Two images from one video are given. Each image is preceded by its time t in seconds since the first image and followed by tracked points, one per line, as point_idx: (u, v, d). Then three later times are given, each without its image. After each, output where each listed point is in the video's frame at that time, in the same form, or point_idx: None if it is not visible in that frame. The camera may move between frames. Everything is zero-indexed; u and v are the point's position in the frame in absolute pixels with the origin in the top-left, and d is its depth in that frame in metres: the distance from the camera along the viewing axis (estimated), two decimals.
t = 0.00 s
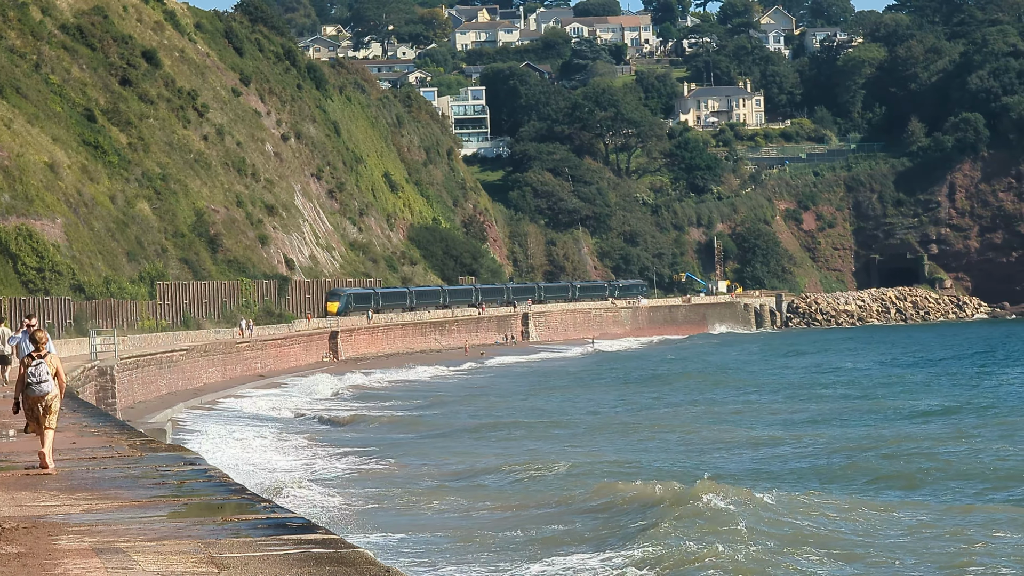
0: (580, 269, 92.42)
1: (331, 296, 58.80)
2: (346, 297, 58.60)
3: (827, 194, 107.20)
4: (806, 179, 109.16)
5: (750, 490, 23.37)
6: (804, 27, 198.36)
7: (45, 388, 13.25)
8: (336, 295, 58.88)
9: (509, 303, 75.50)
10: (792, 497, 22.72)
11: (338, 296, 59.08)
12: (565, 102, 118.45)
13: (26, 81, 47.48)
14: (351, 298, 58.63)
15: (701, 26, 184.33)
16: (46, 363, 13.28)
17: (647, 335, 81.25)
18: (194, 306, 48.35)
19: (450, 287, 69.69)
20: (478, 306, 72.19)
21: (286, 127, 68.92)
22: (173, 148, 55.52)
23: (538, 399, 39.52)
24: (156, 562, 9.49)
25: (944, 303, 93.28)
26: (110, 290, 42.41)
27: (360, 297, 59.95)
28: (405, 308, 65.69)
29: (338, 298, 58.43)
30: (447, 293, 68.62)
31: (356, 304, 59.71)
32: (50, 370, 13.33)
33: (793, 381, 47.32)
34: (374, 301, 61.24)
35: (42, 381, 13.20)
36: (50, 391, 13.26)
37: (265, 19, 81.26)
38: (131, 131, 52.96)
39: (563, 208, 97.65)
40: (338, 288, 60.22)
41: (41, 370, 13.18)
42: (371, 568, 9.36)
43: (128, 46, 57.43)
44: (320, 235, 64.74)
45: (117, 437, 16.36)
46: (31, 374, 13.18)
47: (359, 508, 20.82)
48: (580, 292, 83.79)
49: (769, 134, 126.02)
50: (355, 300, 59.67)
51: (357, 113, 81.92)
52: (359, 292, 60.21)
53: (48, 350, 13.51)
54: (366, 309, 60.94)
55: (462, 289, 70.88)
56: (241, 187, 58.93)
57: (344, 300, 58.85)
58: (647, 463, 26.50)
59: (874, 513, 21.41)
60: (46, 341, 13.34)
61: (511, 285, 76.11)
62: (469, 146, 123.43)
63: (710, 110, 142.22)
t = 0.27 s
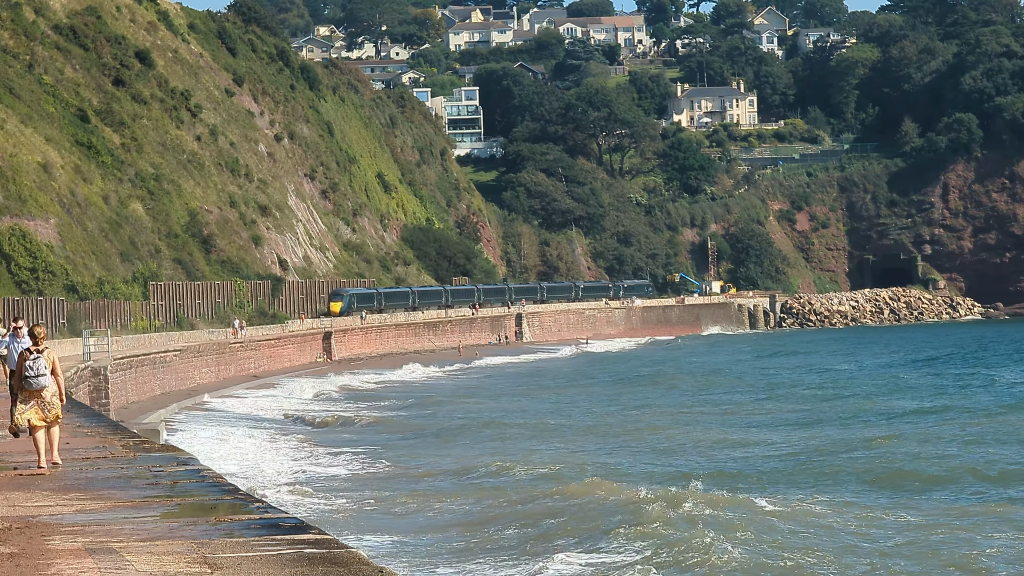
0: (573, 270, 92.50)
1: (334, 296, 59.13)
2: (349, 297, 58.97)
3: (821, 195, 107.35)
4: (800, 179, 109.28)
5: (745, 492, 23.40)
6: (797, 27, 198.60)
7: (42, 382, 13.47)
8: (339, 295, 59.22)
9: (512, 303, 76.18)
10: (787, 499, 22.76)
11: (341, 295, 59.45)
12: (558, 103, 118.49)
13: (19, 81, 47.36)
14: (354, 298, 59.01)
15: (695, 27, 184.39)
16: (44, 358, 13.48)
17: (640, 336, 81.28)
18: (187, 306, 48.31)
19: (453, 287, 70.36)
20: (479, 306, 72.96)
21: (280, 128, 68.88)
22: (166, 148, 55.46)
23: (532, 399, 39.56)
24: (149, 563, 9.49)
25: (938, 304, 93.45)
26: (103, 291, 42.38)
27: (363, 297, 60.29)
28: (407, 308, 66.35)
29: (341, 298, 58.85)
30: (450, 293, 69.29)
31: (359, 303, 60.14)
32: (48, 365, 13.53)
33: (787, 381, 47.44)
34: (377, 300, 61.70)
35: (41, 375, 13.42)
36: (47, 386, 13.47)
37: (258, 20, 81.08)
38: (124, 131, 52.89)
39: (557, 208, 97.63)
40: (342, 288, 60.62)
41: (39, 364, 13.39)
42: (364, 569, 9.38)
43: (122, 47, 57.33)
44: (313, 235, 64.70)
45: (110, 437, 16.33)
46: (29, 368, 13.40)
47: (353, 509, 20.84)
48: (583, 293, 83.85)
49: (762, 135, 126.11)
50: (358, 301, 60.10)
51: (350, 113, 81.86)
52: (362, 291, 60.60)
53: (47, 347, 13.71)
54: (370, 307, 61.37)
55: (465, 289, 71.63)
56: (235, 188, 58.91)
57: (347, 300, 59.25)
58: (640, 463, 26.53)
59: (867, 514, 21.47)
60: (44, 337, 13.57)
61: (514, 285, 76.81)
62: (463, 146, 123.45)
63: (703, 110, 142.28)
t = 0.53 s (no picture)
0: (566, 270, 92.61)
1: (337, 295, 59.48)
2: (351, 297, 59.40)
3: (814, 195, 107.55)
4: (793, 179, 109.47)
5: (738, 492, 23.47)
6: (790, 28, 198.88)
7: (40, 387, 13.58)
8: (342, 295, 59.57)
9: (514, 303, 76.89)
10: (779, 499, 22.82)
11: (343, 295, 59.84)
12: (552, 103, 118.58)
13: (12, 81, 47.30)
14: (356, 298, 59.45)
15: (688, 27, 184.58)
16: (42, 363, 13.62)
17: (634, 336, 81.40)
18: (180, 306, 48.29)
19: (454, 287, 71.05)
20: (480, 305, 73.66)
21: (273, 128, 68.85)
22: (159, 148, 55.41)
23: (525, 399, 39.61)
24: (142, 563, 9.51)
25: (931, 304, 93.62)
26: (96, 291, 42.35)
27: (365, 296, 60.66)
28: (408, 308, 66.98)
29: (343, 298, 59.33)
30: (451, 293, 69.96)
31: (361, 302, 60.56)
32: (47, 371, 13.67)
33: (780, 381, 47.58)
34: (378, 300, 62.22)
35: (39, 379, 13.55)
36: (45, 390, 13.58)
37: (251, 20, 80.98)
38: (117, 131, 52.85)
39: (550, 208, 97.72)
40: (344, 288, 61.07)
41: (38, 369, 13.53)
42: (357, 569, 9.43)
43: (115, 47, 57.28)
44: (307, 235, 64.67)
45: (103, 437, 16.34)
46: (28, 373, 13.52)
47: (346, 509, 20.85)
48: (587, 291, 84.22)
49: (755, 135, 126.31)
50: (360, 300, 60.50)
51: (343, 113, 81.87)
52: (364, 291, 61.06)
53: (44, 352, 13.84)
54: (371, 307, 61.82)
55: (466, 290, 72.35)
56: (228, 188, 58.90)
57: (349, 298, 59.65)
58: (633, 463, 26.59)
59: (861, 513, 21.54)
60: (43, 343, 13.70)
61: (516, 285, 77.49)
62: (456, 146, 123.49)
63: (696, 110, 142.46)
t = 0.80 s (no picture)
0: (557, 270, 92.65)
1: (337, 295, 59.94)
2: (351, 296, 59.93)
3: (804, 196, 107.79)
4: (783, 180, 109.66)
5: (729, 493, 23.52)
6: (781, 28, 199.18)
7: (32, 381, 13.57)
8: (342, 294, 60.05)
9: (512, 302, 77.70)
10: (769, 500, 22.88)
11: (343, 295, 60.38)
12: (542, 103, 118.63)
13: (2, 81, 47.19)
14: (356, 297, 60.00)
15: (679, 27, 184.75)
16: (33, 358, 13.57)
17: (625, 336, 81.50)
18: (171, 306, 48.23)
19: (453, 287, 71.78)
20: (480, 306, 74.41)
21: (264, 128, 68.80)
22: (151, 149, 55.38)
23: (517, 399, 39.69)
24: (132, 564, 9.51)
25: (921, 304, 93.86)
26: (86, 291, 42.29)
27: (364, 296, 61.12)
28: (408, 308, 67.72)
29: (343, 297, 59.85)
30: (450, 293, 70.72)
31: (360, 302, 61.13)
32: (38, 365, 13.63)
33: (770, 382, 47.72)
34: (378, 300, 62.90)
35: (31, 374, 13.52)
36: (37, 385, 13.57)
37: (242, 20, 80.83)
38: (108, 132, 52.78)
39: (541, 208, 97.76)
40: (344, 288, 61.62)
41: (30, 364, 13.49)
42: (348, 569, 9.46)
43: (105, 47, 57.18)
44: (297, 236, 64.62)
45: (94, 438, 16.34)
46: (20, 368, 13.49)
47: (336, 510, 20.85)
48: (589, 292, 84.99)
49: (746, 135, 126.50)
50: (360, 300, 61.06)
51: (334, 113, 81.84)
52: (364, 291, 61.64)
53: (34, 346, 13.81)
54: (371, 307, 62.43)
55: (465, 289, 73.11)
56: (219, 188, 58.87)
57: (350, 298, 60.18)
58: (624, 464, 26.64)
59: (850, 514, 21.60)
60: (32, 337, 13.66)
61: (515, 285, 78.28)
62: (447, 146, 123.51)
63: (687, 111, 142.60)
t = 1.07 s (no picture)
0: (547, 271, 92.70)
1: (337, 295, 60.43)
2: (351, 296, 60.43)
3: (794, 196, 108.04)
4: (773, 180, 109.90)
5: (718, 493, 23.60)
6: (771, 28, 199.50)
7: (14, 386, 13.56)
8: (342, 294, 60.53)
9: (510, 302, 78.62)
10: (759, 500, 22.97)
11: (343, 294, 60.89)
12: (532, 103, 118.68)
13: None
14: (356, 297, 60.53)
15: (669, 27, 184.94)
16: (16, 362, 13.58)
17: (615, 336, 81.59)
18: (161, 306, 48.18)
19: (450, 287, 72.57)
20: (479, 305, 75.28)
21: (254, 128, 68.75)
22: (140, 149, 55.29)
23: (507, 399, 39.74)
24: (122, 563, 9.53)
25: (911, 304, 94.15)
26: (76, 292, 42.24)
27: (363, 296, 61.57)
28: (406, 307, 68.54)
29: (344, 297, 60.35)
30: (446, 293, 71.52)
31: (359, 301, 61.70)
32: (20, 369, 13.63)
33: (760, 382, 47.86)
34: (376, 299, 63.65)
35: (14, 378, 13.53)
36: (19, 389, 13.57)
37: (232, 20, 80.71)
38: (98, 132, 52.71)
39: (531, 209, 97.80)
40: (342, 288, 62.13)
41: (12, 368, 13.49)
42: (337, 569, 9.50)
43: (95, 47, 57.08)
44: (287, 236, 64.58)
45: (83, 438, 16.35)
46: (3, 373, 13.48)
47: (326, 510, 20.87)
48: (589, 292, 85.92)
49: (736, 136, 126.71)
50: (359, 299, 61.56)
51: (324, 114, 81.82)
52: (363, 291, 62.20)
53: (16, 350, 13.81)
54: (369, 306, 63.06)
55: (462, 288, 73.92)
56: (208, 188, 58.82)
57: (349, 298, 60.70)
58: (614, 464, 26.70)
59: (838, 514, 21.69)
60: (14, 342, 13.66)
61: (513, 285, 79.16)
62: (437, 146, 123.52)
63: (677, 111, 142.75)
